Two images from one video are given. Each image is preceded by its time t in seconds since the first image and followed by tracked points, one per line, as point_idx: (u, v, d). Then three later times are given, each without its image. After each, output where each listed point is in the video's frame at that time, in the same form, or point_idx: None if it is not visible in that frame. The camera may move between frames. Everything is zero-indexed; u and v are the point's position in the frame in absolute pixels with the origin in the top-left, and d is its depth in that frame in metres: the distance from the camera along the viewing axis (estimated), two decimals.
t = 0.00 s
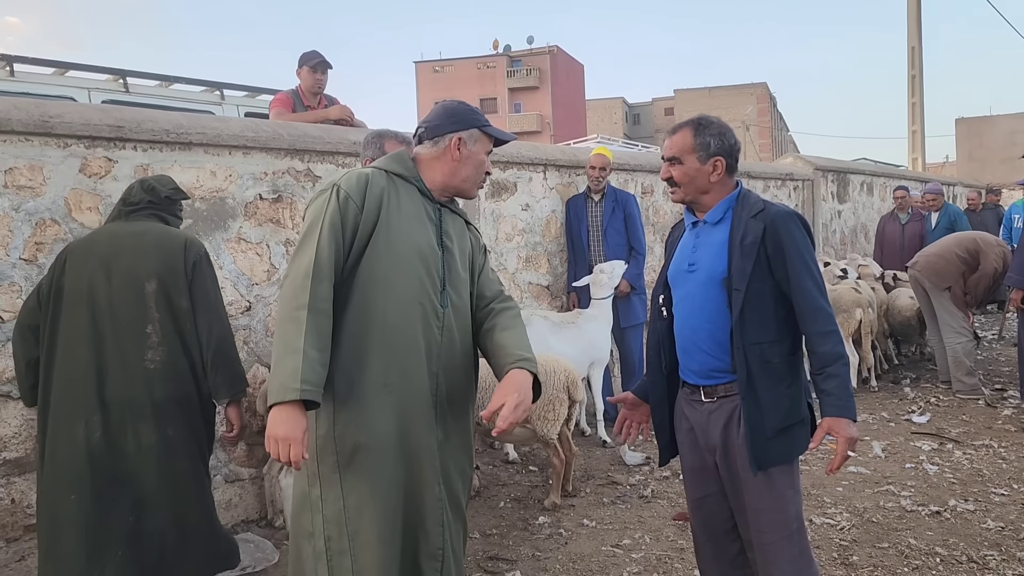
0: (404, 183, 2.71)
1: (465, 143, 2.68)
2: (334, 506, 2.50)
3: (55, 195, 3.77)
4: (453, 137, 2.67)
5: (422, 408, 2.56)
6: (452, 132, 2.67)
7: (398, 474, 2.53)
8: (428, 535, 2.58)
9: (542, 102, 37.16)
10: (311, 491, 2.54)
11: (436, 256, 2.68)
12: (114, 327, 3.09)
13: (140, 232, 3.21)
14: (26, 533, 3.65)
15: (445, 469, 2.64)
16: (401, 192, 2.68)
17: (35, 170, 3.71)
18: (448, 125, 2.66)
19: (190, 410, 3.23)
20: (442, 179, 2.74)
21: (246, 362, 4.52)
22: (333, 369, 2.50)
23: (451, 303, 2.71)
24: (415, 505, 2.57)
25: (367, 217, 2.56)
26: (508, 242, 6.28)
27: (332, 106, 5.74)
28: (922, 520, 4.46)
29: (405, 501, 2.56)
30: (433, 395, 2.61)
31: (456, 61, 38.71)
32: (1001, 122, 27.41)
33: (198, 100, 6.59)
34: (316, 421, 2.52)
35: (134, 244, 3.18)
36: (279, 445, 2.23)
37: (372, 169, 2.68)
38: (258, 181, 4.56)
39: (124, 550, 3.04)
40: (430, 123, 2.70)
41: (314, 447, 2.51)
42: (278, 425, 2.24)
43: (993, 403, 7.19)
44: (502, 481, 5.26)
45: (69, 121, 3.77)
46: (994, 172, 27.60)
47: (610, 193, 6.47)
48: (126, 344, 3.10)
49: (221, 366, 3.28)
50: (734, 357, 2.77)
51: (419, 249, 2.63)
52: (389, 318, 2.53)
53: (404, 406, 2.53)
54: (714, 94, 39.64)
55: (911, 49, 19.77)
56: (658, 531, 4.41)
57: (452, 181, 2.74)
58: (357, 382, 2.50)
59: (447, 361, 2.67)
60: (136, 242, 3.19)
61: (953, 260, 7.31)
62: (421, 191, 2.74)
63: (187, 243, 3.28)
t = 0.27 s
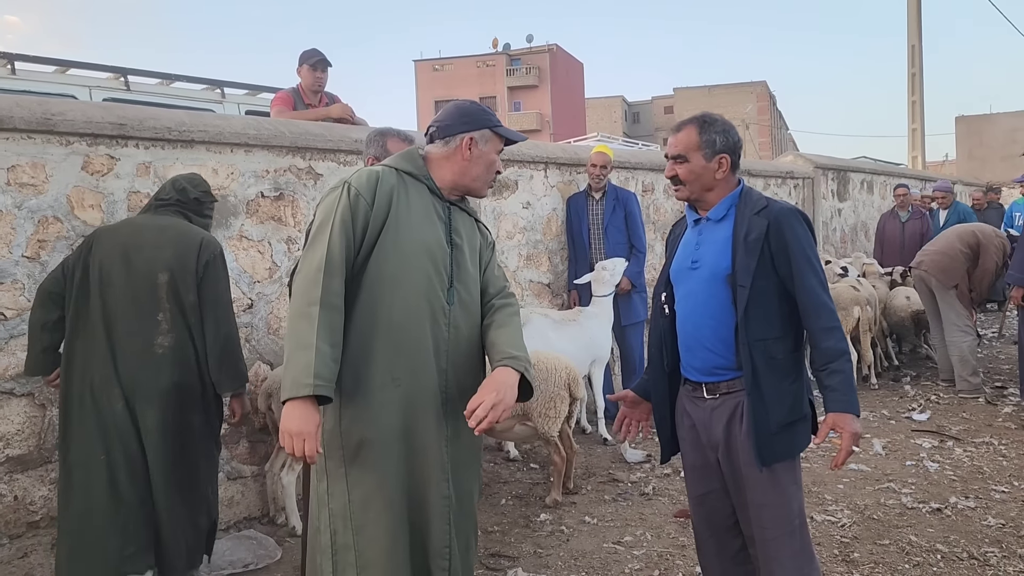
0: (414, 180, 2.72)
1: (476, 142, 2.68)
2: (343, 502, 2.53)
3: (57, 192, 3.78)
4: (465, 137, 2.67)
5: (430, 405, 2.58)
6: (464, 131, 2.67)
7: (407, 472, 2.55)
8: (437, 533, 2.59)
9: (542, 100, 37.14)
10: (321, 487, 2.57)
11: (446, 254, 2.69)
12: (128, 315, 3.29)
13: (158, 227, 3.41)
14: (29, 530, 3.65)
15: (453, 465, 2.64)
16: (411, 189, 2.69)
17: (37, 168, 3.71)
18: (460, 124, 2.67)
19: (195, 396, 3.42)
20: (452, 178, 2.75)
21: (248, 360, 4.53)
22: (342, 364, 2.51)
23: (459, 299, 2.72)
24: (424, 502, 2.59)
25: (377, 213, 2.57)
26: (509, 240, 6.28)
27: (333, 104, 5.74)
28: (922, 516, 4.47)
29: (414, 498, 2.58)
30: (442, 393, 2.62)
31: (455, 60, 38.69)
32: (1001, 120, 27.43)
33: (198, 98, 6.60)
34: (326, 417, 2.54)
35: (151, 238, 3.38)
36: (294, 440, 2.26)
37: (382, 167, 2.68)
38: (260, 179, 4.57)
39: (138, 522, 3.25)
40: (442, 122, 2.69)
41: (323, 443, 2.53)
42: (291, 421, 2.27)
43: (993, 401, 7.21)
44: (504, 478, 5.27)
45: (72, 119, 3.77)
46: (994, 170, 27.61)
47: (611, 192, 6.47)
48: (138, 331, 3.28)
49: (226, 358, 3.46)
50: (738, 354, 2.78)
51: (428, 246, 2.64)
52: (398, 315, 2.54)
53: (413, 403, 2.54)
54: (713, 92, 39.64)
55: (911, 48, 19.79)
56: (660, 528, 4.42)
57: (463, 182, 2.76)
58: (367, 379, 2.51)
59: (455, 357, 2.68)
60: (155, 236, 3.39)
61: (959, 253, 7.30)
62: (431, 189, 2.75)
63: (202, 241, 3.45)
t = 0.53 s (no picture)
0: (415, 182, 2.72)
1: (477, 140, 2.69)
2: (348, 505, 2.54)
3: (61, 192, 3.78)
4: (465, 135, 2.67)
5: (434, 405, 2.59)
6: (464, 129, 2.67)
7: (413, 473, 2.57)
8: (444, 533, 2.60)
9: (542, 100, 37.14)
10: (327, 490, 2.59)
11: (448, 254, 2.70)
12: (132, 305, 3.37)
13: (156, 218, 3.44)
14: (32, 529, 3.66)
15: (460, 466, 2.65)
16: (412, 191, 2.69)
17: (41, 168, 3.72)
18: (460, 123, 2.67)
19: (201, 385, 3.48)
20: (452, 176, 2.76)
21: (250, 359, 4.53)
22: (345, 367, 2.53)
23: (462, 299, 2.73)
24: (430, 503, 2.60)
25: (380, 215, 2.58)
26: (510, 240, 6.29)
27: (335, 104, 5.75)
28: (923, 516, 4.48)
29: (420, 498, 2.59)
30: (446, 393, 2.63)
31: (455, 59, 38.70)
32: (1000, 120, 27.47)
33: (200, 98, 6.60)
34: (330, 420, 2.55)
35: (151, 230, 3.40)
36: (294, 444, 2.28)
37: (384, 168, 2.69)
38: (262, 179, 4.58)
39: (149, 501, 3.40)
40: (441, 120, 2.70)
41: (327, 446, 2.55)
42: (293, 425, 2.29)
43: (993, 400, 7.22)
44: (505, 478, 5.28)
45: (75, 119, 3.78)
46: (994, 170, 27.64)
47: (612, 191, 6.48)
48: (142, 323, 3.36)
49: (229, 350, 3.49)
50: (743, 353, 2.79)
51: (431, 247, 2.65)
52: (400, 316, 2.55)
53: (417, 405, 2.55)
54: (713, 92, 39.65)
55: (911, 48, 19.81)
56: (661, 528, 4.43)
57: (463, 180, 2.76)
58: (370, 382, 2.52)
59: (459, 357, 2.69)
60: (152, 228, 3.41)
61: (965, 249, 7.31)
62: (433, 190, 2.76)
63: (197, 231, 3.43)
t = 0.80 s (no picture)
0: (414, 184, 2.73)
1: (474, 140, 2.70)
2: (348, 507, 2.55)
3: (63, 193, 3.79)
4: (462, 135, 2.69)
5: (434, 407, 2.60)
6: (461, 129, 2.69)
7: (413, 474, 2.58)
8: (444, 533, 2.62)
9: (541, 100, 37.16)
10: (327, 491, 2.60)
11: (447, 256, 2.71)
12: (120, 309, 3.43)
13: (141, 221, 3.47)
14: (34, 530, 3.67)
15: (460, 467, 2.67)
16: (412, 193, 2.71)
17: (42, 169, 3.73)
18: (456, 123, 2.69)
19: (180, 386, 3.43)
20: (450, 177, 2.77)
21: (251, 360, 4.54)
22: (345, 369, 2.54)
23: (462, 301, 2.74)
24: (430, 504, 2.62)
25: (379, 218, 2.59)
26: (510, 240, 6.30)
27: (335, 105, 5.76)
28: (923, 516, 4.49)
29: (420, 500, 2.60)
30: (446, 395, 2.64)
31: (454, 60, 38.72)
32: (999, 121, 27.51)
33: (200, 99, 6.61)
34: (330, 422, 2.57)
35: (134, 234, 3.44)
36: (295, 447, 2.30)
37: (383, 170, 2.70)
38: (263, 180, 4.59)
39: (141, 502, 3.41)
40: (439, 121, 2.72)
41: (327, 448, 2.56)
42: (293, 427, 2.31)
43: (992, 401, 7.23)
44: (506, 478, 5.29)
45: (77, 121, 3.79)
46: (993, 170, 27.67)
47: (612, 192, 6.50)
48: (125, 325, 3.41)
49: (206, 347, 3.39)
50: (744, 353, 2.80)
51: (430, 249, 2.66)
52: (400, 319, 2.56)
53: (417, 407, 2.57)
54: (712, 93, 39.69)
55: (910, 48, 19.84)
56: (661, 528, 4.44)
57: (461, 179, 2.77)
58: (370, 385, 2.53)
59: (459, 358, 2.70)
60: (135, 232, 3.45)
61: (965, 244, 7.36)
62: (431, 192, 2.77)
63: (169, 231, 3.40)
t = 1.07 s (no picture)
0: (410, 187, 2.73)
1: (469, 141, 2.71)
2: (343, 510, 2.56)
3: (61, 196, 3.80)
4: (456, 137, 2.69)
5: (430, 410, 2.61)
6: (455, 131, 2.69)
7: (410, 477, 2.59)
8: (440, 535, 2.62)
9: (540, 101, 37.17)
10: (323, 494, 2.61)
11: (443, 259, 2.72)
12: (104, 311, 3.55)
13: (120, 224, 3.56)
14: (32, 532, 3.67)
15: (456, 470, 2.67)
16: (408, 196, 2.71)
17: (41, 171, 3.73)
18: (450, 124, 2.69)
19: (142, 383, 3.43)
20: (446, 178, 2.78)
21: (250, 361, 4.55)
22: (342, 373, 2.54)
23: (458, 304, 2.75)
24: (426, 507, 2.62)
25: (375, 221, 2.60)
26: (509, 242, 6.31)
27: (334, 106, 5.77)
28: (921, 516, 4.50)
29: (416, 503, 2.61)
30: (442, 398, 2.65)
31: (454, 61, 38.76)
32: (998, 121, 27.54)
33: (199, 100, 6.62)
34: (326, 426, 2.57)
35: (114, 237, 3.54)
36: (290, 450, 2.32)
37: (378, 173, 2.70)
38: (261, 181, 4.59)
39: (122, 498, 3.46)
40: (432, 123, 2.73)
41: (322, 451, 2.57)
42: (289, 431, 2.32)
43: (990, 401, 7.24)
44: (504, 479, 5.29)
45: (75, 123, 3.80)
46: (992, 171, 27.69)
47: (610, 193, 6.51)
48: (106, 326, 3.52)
49: (148, 344, 3.33)
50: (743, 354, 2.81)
51: (426, 252, 2.66)
52: (396, 322, 2.57)
53: (413, 410, 2.57)
54: (711, 93, 39.70)
55: (908, 49, 19.86)
56: (659, 528, 4.45)
57: (457, 180, 2.78)
58: (366, 388, 2.54)
59: (455, 361, 2.71)
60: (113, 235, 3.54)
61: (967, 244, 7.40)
62: (427, 194, 2.77)
63: (130, 230, 3.44)
